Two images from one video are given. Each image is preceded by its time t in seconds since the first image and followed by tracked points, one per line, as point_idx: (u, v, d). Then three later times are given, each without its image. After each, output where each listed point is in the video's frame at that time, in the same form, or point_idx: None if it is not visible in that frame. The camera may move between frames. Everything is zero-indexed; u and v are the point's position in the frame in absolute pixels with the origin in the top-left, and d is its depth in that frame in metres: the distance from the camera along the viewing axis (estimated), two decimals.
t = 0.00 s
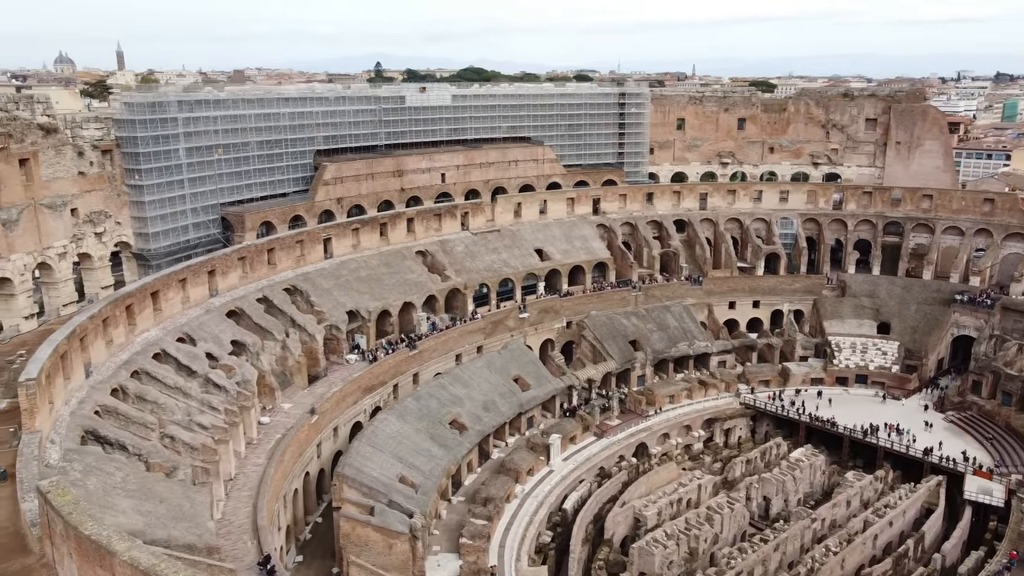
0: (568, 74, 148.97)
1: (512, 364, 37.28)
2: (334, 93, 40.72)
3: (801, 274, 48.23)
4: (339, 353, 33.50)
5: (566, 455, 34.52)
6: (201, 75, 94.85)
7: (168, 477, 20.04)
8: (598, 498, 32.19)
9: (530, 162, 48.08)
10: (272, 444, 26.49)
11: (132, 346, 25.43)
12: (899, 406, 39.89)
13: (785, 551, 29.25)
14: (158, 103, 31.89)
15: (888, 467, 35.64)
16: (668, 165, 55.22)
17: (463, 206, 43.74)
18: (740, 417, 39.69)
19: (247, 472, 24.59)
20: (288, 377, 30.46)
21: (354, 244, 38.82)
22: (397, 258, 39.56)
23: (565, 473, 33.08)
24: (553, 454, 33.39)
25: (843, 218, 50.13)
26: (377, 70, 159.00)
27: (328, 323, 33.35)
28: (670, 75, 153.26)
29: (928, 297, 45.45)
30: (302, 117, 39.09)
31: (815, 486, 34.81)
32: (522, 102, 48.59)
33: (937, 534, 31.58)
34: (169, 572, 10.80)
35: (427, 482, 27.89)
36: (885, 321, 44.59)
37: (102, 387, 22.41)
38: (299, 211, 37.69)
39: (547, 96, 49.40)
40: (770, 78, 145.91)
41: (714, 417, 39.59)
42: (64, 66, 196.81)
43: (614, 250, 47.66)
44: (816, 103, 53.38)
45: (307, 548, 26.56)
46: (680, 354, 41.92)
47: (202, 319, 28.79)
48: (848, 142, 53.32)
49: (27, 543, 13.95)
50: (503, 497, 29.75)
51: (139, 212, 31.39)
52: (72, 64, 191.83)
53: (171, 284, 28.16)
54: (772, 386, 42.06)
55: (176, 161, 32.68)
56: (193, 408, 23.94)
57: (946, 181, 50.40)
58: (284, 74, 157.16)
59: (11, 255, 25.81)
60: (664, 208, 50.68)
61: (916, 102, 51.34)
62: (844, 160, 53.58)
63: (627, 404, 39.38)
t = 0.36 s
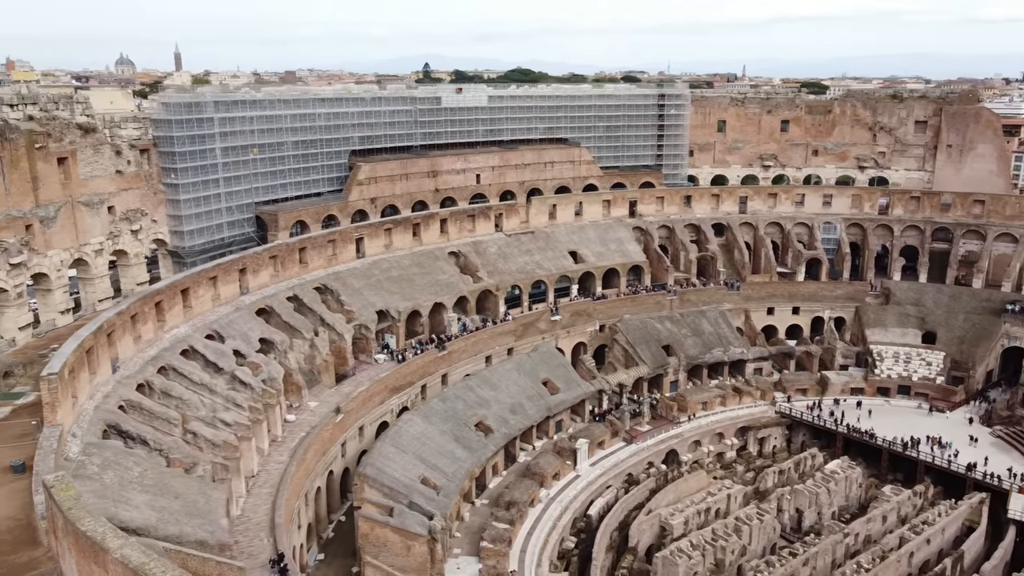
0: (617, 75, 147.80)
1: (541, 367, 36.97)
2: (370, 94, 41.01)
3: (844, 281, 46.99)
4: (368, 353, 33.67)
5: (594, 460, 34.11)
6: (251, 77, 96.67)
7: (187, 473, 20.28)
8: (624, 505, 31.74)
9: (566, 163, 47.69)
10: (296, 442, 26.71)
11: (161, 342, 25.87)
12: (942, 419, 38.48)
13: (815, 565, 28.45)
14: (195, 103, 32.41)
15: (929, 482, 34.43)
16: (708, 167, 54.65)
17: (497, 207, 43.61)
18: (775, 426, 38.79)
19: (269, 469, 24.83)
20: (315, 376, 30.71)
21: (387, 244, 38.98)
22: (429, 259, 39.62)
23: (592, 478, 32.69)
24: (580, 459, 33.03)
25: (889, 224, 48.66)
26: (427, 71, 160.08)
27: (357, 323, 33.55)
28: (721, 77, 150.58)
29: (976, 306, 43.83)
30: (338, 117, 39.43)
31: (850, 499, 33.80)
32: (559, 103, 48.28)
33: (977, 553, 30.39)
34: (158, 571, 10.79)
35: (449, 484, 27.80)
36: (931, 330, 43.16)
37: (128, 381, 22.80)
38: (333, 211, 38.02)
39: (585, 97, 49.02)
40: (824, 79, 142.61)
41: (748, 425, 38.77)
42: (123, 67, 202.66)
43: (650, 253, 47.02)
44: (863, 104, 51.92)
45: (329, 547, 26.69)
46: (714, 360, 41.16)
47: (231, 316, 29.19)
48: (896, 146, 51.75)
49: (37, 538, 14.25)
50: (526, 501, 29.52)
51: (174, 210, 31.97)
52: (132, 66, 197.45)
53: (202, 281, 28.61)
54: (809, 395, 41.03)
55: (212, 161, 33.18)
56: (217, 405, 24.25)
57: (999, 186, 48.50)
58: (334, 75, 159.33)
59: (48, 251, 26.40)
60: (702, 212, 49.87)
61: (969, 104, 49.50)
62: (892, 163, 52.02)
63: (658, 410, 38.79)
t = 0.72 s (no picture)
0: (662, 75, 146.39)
1: (569, 369, 36.66)
2: (404, 94, 41.22)
3: (886, 287, 45.74)
4: (395, 352, 33.82)
5: (620, 464, 33.71)
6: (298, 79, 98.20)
7: (204, 467, 20.55)
8: (649, 511, 31.31)
9: (601, 164, 47.26)
10: (318, 439, 26.93)
11: (188, 338, 26.30)
12: (985, 432, 37.14)
13: None
14: (229, 103, 32.88)
15: (968, 497, 33.28)
16: (747, 169, 53.52)
17: (530, 208, 43.46)
18: (809, 435, 37.88)
19: (290, 465, 25.07)
20: (341, 374, 30.97)
21: (418, 244, 39.12)
22: (459, 259, 39.64)
23: (616, 483, 32.32)
24: (605, 463, 32.67)
25: (934, 229, 47.20)
26: (473, 71, 160.73)
27: (385, 322, 33.73)
28: (770, 77, 147.98)
29: None
30: (372, 117, 39.71)
31: (884, 512, 32.83)
32: (594, 103, 47.90)
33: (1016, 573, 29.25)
34: (147, 566, 10.89)
35: (470, 485, 27.74)
36: (976, 339, 41.74)
37: (153, 375, 23.21)
38: (364, 210, 38.31)
39: (622, 97, 48.55)
40: (876, 79, 139.24)
41: (780, 433, 37.97)
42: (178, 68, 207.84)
43: (685, 256, 46.34)
44: (909, 105, 50.49)
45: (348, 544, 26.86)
46: (747, 366, 40.42)
47: (259, 313, 29.58)
48: (944, 148, 50.21)
49: (47, 528, 14.56)
50: (548, 504, 29.31)
51: (207, 208, 32.61)
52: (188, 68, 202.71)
53: (230, 278, 29.05)
54: (846, 404, 40.01)
55: (245, 160, 33.65)
56: (240, 400, 24.57)
57: None
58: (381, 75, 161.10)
59: (83, 246, 26.98)
60: (739, 215, 49.03)
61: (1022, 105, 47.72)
62: (939, 166, 50.47)
63: (688, 415, 38.21)
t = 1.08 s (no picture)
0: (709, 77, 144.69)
1: (596, 372, 36.33)
2: (438, 95, 41.40)
3: (929, 294, 44.35)
4: (421, 352, 33.99)
5: (645, 470, 33.33)
6: (343, 81, 99.38)
7: (220, 462, 20.88)
8: (672, 518, 30.88)
9: (636, 166, 46.78)
10: (339, 437, 27.17)
11: (214, 334, 26.77)
12: None
13: None
14: (262, 104, 33.41)
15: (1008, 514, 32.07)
16: (788, 172, 52.26)
17: (562, 210, 43.24)
18: (843, 445, 36.95)
19: (309, 462, 25.34)
20: (366, 372, 31.23)
21: (447, 245, 39.23)
22: (489, 260, 39.63)
23: (640, 488, 31.96)
24: (629, 468, 32.33)
25: (982, 235, 45.63)
26: (519, 73, 160.99)
27: (412, 322, 33.91)
28: (820, 78, 145.44)
29: None
30: (404, 118, 39.95)
31: (918, 527, 31.83)
32: (630, 104, 47.45)
33: None
34: (134, 560, 11.05)
35: (489, 487, 27.71)
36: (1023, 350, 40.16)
37: (176, 371, 23.67)
38: (395, 211, 38.57)
39: (658, 98, 48.03)
40: (931, 81, 135.49)
41: (813, 442, 37.10)
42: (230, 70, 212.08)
43: (721, 261, 45.52)
44: (958, 107, 49.16)
45: (367, 541, 27.10)
46: (780, 373, 39.61)
47: (285, 311, 30.01)
48: (995, 151, 48.71)
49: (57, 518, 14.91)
50: (569, 508, 29.10)
51: (240, 207, 33.00)
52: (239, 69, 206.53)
53: (258, 276, 29.51)
54: (883, 414, 38.92)
55: (277, 160, 34.14)
56: (262, 398, 24.94)
57: None
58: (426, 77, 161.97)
59: (116, 243, 27.64)
60: (777, 219, 48.12)
61: None
62: (989, 170, 48.90)
63: (718, 422, 37.61)
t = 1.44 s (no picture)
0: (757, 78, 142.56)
1: (621, 374, 36.01)
2: (469, 95, 41.54)
3: (971, 301, 42.99)
4: (446, 350, 34.15)
5: (667, 473, 32.96)
6: (387, 82, 100.39)
7: (235, 455, 21.26)
8: (693, 524, 30.48)
9: (669, 167, 46.31)
10: (358, 432, 27.44)
11: (237, 328, 27.26)
12: None
13: None
14: (293, 103, 33.92)
15: None
16: (827, 174, 51.20)
17: (592, 210, 43.00)
18: (875, 454, 36.04)
19: (326, 457, 25.64)
20: (389, 370, 31.52)
21: (475, 244, 39.32)
22: (517, 259, 39.59)
23: (662, 492, 31.61)
24: (651, 471, 32.01)
25: None
26: (565, 74, 160.46)
27: (436, 320, 34.09)
28: (872, 79, 142.07)
29: None
30: (435, 117, 40.18)
31: (950, 540, 30.90)
32: (664, 104, 46.99)
33: None
34: (121, 547, 11.28)
35: (506, 486, 27.68)
36: None
37: (197, 364, 24.18)
38: (424, 209, 38.82)
39: (693, 98, 47.47)
40: (988, 81, 131.46)
41: (844, 450, 36.27)
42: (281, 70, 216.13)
43: (754, 263, 44.99)
44: (1007, 108, 47.66)
45: (384, 537, 27.23)
46: (812, 379, 38.82)
47: (310, 307, 30.44)
48: None
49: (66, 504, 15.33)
50: (587, 510, 28.92)
51: (269, 204, 33.62)
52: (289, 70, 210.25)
53: (283, 272, 29.99)
54: (918, 423, 37.87)
55: (307, 158, 34.61)
56: (281, 392, 25.35)
57: None
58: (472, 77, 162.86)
59: (146, 238, 28.32)
60: (814, 221, 47.17)
61: None
62: None
63: (745, 427, 37.03)
